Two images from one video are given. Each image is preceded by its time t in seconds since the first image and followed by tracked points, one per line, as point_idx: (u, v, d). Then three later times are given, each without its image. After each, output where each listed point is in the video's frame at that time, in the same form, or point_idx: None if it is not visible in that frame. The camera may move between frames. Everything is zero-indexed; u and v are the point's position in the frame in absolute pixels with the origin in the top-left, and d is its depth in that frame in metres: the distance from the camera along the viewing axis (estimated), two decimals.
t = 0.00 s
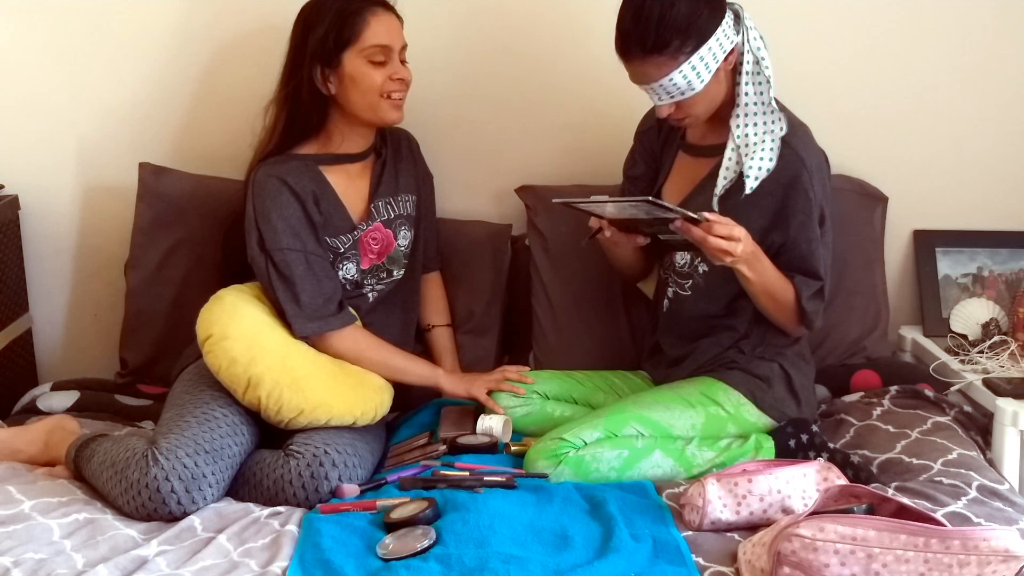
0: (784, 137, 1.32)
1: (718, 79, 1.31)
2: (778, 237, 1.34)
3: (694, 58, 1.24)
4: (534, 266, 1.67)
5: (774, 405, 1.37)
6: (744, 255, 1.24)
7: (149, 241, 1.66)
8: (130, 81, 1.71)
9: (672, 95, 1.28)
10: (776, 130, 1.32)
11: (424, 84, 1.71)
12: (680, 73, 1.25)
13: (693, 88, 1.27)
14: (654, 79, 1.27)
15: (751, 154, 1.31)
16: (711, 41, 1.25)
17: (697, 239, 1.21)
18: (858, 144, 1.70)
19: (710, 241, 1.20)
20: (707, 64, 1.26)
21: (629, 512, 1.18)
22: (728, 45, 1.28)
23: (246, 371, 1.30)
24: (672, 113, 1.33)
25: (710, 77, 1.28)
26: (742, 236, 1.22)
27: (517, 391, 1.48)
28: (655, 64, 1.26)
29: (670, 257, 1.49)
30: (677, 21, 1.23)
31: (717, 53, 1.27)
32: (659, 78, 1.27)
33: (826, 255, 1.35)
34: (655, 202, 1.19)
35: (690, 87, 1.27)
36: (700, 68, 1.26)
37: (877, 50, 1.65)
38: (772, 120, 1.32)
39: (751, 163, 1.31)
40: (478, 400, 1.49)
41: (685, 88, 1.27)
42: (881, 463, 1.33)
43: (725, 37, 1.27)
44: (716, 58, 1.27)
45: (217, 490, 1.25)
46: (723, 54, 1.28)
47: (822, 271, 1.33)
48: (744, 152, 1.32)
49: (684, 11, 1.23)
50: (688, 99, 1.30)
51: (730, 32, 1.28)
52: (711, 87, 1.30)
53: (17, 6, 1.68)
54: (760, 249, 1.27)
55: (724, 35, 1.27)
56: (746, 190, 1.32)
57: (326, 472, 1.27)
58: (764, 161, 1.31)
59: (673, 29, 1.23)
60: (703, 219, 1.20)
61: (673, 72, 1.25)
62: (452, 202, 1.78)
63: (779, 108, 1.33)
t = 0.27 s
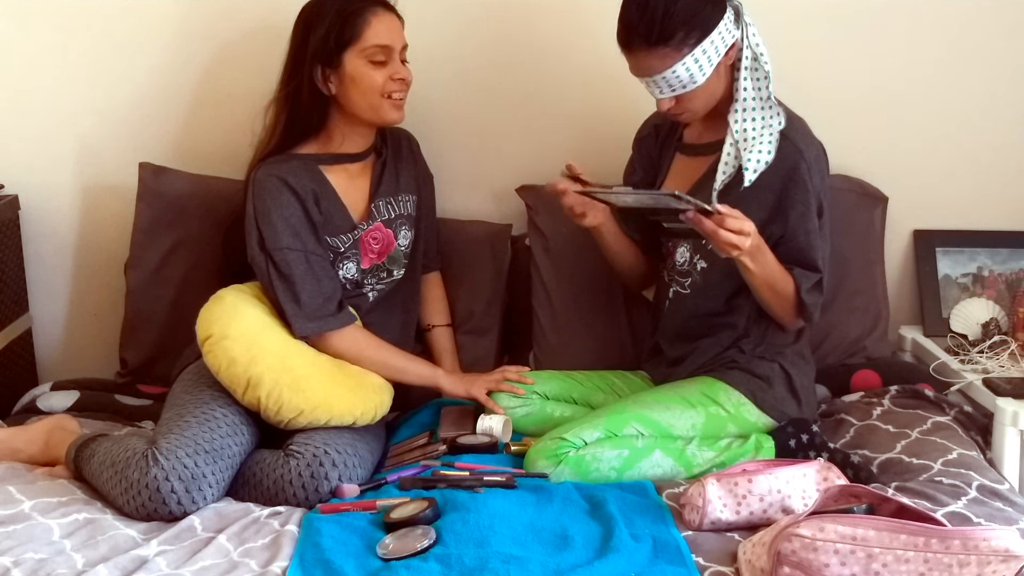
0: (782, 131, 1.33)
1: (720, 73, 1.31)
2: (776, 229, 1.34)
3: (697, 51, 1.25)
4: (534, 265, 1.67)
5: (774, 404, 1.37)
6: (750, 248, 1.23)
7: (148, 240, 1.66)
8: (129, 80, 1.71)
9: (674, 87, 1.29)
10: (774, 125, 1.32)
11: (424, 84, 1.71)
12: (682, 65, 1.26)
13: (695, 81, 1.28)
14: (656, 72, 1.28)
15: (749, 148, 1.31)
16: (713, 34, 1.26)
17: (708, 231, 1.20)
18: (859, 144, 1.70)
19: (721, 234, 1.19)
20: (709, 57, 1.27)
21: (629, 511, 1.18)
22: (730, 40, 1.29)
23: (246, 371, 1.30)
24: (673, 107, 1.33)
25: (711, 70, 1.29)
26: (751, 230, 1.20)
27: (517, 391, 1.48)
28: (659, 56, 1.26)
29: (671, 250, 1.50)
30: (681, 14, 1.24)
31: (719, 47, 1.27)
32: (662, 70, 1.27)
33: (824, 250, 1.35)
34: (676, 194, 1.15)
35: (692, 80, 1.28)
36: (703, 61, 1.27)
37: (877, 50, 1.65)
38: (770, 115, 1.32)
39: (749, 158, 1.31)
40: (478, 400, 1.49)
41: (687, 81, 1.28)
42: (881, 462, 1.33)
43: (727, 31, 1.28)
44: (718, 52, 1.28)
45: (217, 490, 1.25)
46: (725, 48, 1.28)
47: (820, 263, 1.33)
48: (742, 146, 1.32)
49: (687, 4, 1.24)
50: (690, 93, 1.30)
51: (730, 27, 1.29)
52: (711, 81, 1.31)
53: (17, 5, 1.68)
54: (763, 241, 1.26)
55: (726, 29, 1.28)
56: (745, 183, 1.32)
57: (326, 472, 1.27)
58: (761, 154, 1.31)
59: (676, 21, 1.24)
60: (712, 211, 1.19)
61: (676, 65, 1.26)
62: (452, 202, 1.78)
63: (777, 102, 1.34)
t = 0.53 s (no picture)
0: (779, 125, 1.33)
1: (715, 71, 1.31)
2: (774, 221, 1.34)
3: (691, 49, 1.25)
4: (534, 265, 1.67)
5: (774, 404, 1.37)
6: (739, 233, 1.23)
7: (148, 240, 1.66)
8: (130, 80, 1.71)
9: (669, 86, 1.29)
10: (771, 120, 1.32)
11: (424, 83, 1.71)
12: (677, 63, 1.26)
13: (691, 79, 1.28)
14: (652, 70, 1.28)
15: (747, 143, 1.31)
16: (708, 31, 1.26)
17: (694, 214, 1.21)
18: (858, 144, 1.70)
19: (706, 216, 1.20)
20: (704, 54, 1.27)
21: (629, 511, 1.18)
22: (726, 38, 1.29)
23: (246, 371, 1.30)
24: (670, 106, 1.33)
25: (707, 68, 1.29)
26: (739, 213, 1.21)
27: (517, 391, 1.48)
28: (654, 54, 1.26)
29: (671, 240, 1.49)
30: (673, 12, 1.25)
31: (714, 44, 1.27)
32: (658, 68, 1.27)
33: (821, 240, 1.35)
34: (657, 172, 1.17)
35: (688, 78, 1.28)
36: (697, 59, 1.27)
37: (877, 49, 1.65)
38: (767, 111, 1.32)
39: (748, 153, 1.30)
40: (478, 400, 1.49)
41: (682, 79, 1.28)
42: (881, 462, 1.33)
43: (722, 28, 1.28)
44: (713, 50, 1.28)
45: (217, 490, 1.25)
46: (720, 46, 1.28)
47: (817, 255, 1.33)
48: (740, 143, 1.32)
49: (680, 2, 1.25)
50: (686, 91, 1.30)
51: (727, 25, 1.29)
52: (707, 79, 1.31)
53: (17, 5, 1.68)
54: (755, 228, 1.27)
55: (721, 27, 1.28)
56: (743, 177, 1.31)
57: (326, 472, 1.27)
58: (759, 148, 1.31)
59: (670, 19, 1.24)
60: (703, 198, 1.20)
61: (671, 62, 1.26)
62: (452, 201, 1.78)
63: (775, 97, 1.34)
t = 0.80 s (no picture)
0: (779, 122, 1.33)
1: (715, 71, 1.31)
2: (774, 219, 1.35)
3: (691, 48, 1.25)
4: (534, 265, 1.67)
5: (774, 404, 1.37)
6: (742, 230, 1.25)
7: (148, 240, 1.66)
8: (130, 80, 1.71)
9: (670, 86, 1.29)
10: (772, 117, 1.32)
11: (424, 83, 1.71)
12: (677, 63, 1.26)
13: (691, 78, 1.28)
14: (652, 70, 1.28)
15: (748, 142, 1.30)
16: (708, 31, 1.26)
17: (697, 211, 1.22)
18: (858, 144, 1.70)
19: (710, 212, 1.21)
20: (704, 54, 1.27)
21: (629, 511, 1.18)
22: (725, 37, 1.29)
23: (246, 370, 1.30)
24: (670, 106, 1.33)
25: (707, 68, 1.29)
26: (742, 211, 1.23)
27: (517, 391, 1.47)
28: (654, 54, 1.26)
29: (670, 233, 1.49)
30: (672, 12, 1.25)
31: (714, 44, 1.28)
32: (658, 69, 1.27)
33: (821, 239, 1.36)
34: (665, 168, 1.17)
35: (688, 78, 1.28)
36: (697, 59, 1.27)
37: (877, 49, 1.65)
38: (767, 109, 1.32)
39: (748, 151, 1.30)
40: (478, 400, 1.49)
41: (683, 78, 1.28)
42: (881, 462, 1.33)
43: (722, 28, 1.28)
44: (713, 49, 1.28)
45: (217, 490, 1.25)
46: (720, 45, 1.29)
47: (817, 253, 1.33)
48: (740, 141, 1.32)
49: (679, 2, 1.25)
50: (687, 91, 1.30)
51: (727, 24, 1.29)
52: (707, 79, 1.31)
53: (17, 5, 1.68)
54: (755, 225, 1.28)
55: (720, 27, 1.28)
56: (744, 176, 1.31)
57: (326, 472, 1.27)
58: (760, 146, 1.31)
59: (669, 19, 1.24)
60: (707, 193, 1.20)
61: (671, 62, 1.26)
62: (452, 201, 1.78)
63: (774, 95, 1.34)
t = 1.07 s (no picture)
0: (780, 123, 1.33)
1: (715, 71, 1.31)
2: (774, 219, 1.34)
3: (691, 49, 1.25)
4: (534, 265, 1.67)
5: (774, 404, 1.37)
6: (742, 230, 1.25)
7: (149, 240, 1.66)
8: (130, 80, 1.71)
9: (670, 87, 1.29)
10: (772, 119, 1.32)
11: (424, 83, 1.71)
12: (677, 64, 1.26)
13: (691, 79, 1.28)
14: (652, 71, 1.28)
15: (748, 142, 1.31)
16: (708, 31, 1.26)
17: (697, 211, 1.22)
18: (859, 144, 1.70)
19: (711, 213, 1.21)
20: (705, 54, 1.27)
21: (628, 511, 1.18)
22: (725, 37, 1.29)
23: (245, 371, 1.30)
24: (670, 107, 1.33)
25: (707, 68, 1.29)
26: (742, 212, 1.23)
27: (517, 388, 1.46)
28: (654, 55, 1.26)
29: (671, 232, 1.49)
30: (673, 13, 1.24)
31: (714, 44, 1.28)
32: (657, 70, 1.27)
33: (821, 240, 1.36)
34: (664, 168, 1.17)
35: (688, 79, 1.28)
36: (697, 59, 1.27)
37: (877, 49, 1.65)
38: (767, 109, 1.32)
39: (748, 152, 1.30)
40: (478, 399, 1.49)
41: (683, 79, 1.28)
42: (881, 462, 1.33)
43: (721, 27, 1.28)
44: (713, 50, 1.28)
45: (217, 490, 1.25)
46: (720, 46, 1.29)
47: (817, 254, 1.33)
48: (741, 141, 1.32)
49: (679, 2, 1.25)
50: (687, 92, 1.30)
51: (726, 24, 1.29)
52: (707, 79, 1.31)
53: (17, 5, 1.68)
54: (755, 225, 1.28)
55: (720, 27, 1.28)
56: (745, 177, 1.31)
57: (326, 472, 1.27)
58: (760, 147, 1.31)
59: (669, 20, 1.24)
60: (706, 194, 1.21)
61: (671, 63, 1.26)
62: (452, 201, 1.78)
63: (774, 95, 1.34)
